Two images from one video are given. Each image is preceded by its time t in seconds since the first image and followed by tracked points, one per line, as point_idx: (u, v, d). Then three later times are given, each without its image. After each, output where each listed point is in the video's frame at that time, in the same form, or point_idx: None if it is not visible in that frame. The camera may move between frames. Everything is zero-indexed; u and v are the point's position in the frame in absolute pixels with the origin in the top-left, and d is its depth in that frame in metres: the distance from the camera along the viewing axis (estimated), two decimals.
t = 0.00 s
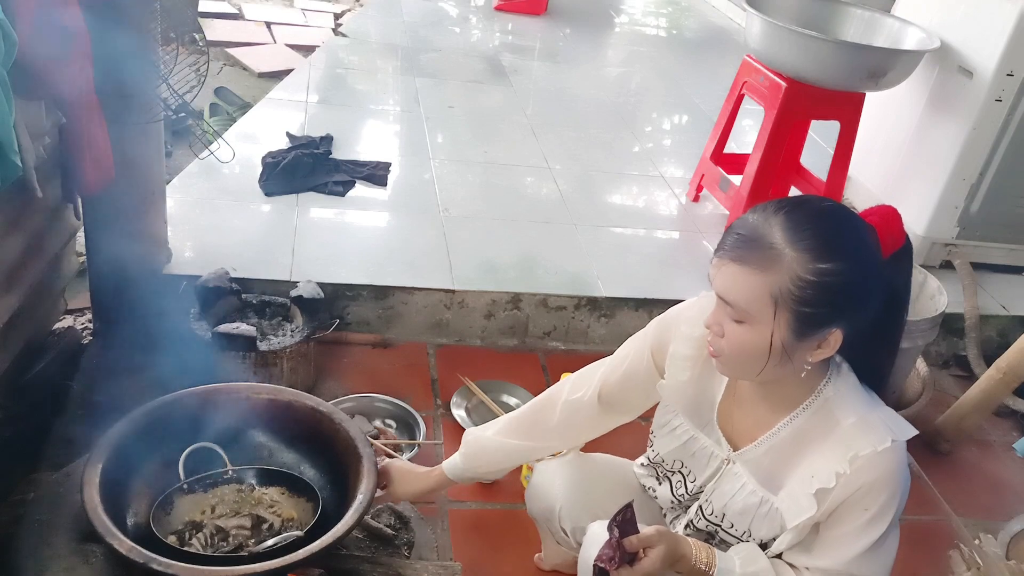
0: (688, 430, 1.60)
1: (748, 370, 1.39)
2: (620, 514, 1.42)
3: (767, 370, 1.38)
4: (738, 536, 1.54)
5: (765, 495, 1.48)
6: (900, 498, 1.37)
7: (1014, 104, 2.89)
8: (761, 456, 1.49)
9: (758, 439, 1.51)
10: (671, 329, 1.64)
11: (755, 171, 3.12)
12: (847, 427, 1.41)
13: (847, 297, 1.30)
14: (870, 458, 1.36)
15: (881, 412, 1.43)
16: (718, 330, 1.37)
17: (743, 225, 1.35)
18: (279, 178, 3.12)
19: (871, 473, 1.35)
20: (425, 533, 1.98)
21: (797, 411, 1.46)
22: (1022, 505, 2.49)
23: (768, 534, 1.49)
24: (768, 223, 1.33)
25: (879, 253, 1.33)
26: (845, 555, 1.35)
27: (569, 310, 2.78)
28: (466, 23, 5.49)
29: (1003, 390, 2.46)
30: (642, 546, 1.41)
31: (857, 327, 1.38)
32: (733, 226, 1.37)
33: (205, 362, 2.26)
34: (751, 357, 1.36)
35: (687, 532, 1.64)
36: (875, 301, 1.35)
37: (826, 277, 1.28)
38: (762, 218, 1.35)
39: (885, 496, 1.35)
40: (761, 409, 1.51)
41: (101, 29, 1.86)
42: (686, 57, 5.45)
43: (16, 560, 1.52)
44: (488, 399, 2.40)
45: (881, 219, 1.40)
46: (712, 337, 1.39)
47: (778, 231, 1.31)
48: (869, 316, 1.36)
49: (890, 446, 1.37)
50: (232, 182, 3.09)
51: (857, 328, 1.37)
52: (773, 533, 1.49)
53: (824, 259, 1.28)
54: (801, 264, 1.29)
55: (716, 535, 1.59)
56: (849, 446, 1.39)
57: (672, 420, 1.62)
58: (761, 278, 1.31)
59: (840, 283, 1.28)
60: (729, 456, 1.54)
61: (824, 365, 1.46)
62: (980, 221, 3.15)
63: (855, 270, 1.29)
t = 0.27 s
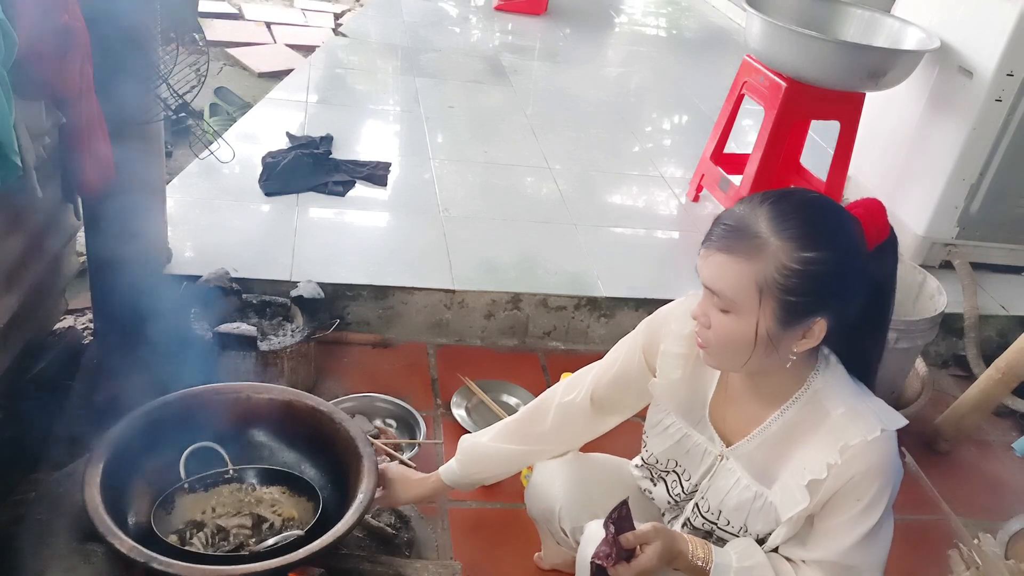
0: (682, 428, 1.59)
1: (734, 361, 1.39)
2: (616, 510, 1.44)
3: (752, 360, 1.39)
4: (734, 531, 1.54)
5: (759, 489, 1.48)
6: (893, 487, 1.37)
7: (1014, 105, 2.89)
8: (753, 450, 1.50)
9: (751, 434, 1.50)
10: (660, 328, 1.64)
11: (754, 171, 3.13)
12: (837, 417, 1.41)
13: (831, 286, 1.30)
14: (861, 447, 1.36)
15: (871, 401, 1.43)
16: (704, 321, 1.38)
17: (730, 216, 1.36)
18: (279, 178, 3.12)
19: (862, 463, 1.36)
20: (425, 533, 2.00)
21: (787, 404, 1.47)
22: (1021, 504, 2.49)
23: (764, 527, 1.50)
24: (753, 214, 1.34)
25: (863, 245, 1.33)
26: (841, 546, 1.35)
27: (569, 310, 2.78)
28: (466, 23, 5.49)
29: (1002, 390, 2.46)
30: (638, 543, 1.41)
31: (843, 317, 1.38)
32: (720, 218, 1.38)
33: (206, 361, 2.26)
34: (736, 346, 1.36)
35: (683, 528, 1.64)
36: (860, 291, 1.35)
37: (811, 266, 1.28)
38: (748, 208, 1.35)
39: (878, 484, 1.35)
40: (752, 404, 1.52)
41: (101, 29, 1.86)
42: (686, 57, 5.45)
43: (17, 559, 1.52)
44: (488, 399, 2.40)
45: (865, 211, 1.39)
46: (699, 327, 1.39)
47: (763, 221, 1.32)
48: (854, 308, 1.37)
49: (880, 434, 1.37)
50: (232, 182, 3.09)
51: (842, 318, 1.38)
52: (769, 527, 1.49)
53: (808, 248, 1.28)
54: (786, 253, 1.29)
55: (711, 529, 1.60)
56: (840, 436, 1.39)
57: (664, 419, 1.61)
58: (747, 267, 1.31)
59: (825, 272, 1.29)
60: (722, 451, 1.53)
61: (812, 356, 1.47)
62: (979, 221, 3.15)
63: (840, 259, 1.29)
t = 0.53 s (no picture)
0: (678, 428, 1.58)
1: (727, 355, 1.38)
2: (610, 509, 1.45)
3: (745, 355, 1.38)
4: (732, 530, 1.53)
5: (755, 488, 1.47)
6: (890, 481, 1.37)
7: (1015, 105, 2.89)
8: (749, 448, 1.48)
9: (747, 431, 1.50)
10: (656, 328, 1.63)
11: (755, 171, 3.12)
12: (832, 412, 1.40)
13: (823, 279, 1.30)
14: (856, 442, 1.36)
15: (866, 396, 1.42)
16: (697, 315, 1.37)
17: (722, 210, 1.36)
18: (279, 178, 3.12)
19: (859, 457, 1.35)
20: (426, 534, 2.00)
21: (782, 401, 1.46)
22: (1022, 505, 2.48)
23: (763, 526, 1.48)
24: (746, 207, 1.33)
25: (855, 239, 1.33)
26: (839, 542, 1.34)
27: (569, 311, 2.77)
28: (466, 23, 5.48)
29: (1003, 390, 2.45)
30: (632, 542, 1.41)
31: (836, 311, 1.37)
32: (713, 212, 1.37)
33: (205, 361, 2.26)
34: (729, 340, 1.35)
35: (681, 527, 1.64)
36: (853, 284, 1.35)
37: (803, 259, 1.28)
38: (741, 202, 1.35)
39: (875, 478, 1.35)
40: (748, 402, 1.51)
41: (100, 29, 1.85)
42: (687, 57, 5.44)
43: (16, 560, 1.51)
44: (488, 399, 2.40)
45: (857, 205, 1.41)
46: (692, 322, 1.39)
47: (756, 214, 1.31)
48: (846, 302, 1.36)
49: (875, 429, 1.36)
50: (232, 182, 3.09)
51: (835, 312, 1.37)
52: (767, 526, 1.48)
53: (801, 240, 1.28)
54: (778, 246, 1.29)
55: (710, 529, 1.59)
56: (836, 432, 1.38)
57: (661, 419, 1.60)
58: (739, 260, 1.30)
59: (817, 265, 1.28)
60: (720, 450, 1.52)
61: (806, 351, 1.46)
62: (980, 221, 3.15)
63: (832, 253, 1.29)
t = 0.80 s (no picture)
0: (677, 427, 1.58)
1: (725, 357, 1.38)
2: (609, 509, 1.45)
3: (744, 356, 1.38)
4: (731, 529, 1.53)
5: (753, 488, 1.47)
6: (888, 480, 1.37)
7: (1015, 105, 2.89)
8: (747, 446, 1.48)
9: (745, 430, 1.49)
10: (656, 328, 1.63)
11: (755, 170, 3.12)
12: (830, 411, 1.40)
13: (820, 280, 1.30)
14: (854, 441, 1.36)
15: (864, 395, 1.42)
16: (695, 317, 1.37)
17: (718, 212, 1.35)
18: (279, 178, 3.12)
19: (856, 457, 1.35)
20: (426, 535, 2.00)
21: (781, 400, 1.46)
22: (1022, 505, 2.48)
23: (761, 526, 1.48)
24: (742, 209, 1.33)
25: (851, 237, 1.33)
26: (837, 541, 1.34)
27: (569, 311, 2.77)
28: (466, 23, 5.48)
29: (1003, 390, 2.45)
30: (631, 542, 1.41)
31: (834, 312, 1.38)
32: (708, 214, 1.37)
33: (205, 361, 2.26)
34: (727, 342, 1.35)
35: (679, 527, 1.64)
36: (849, 284, 1.35)
37: (800, 260, 1.28)
38: (736, 204, 1.35)
39: (873, 478, 1.35)
40: (746, 400, 1.50)
41: (100, 29, 1.85)
42: (687, 57, 5.44)
43: (16, 560, 1.51)
44: (488, 399, 2.40)
45: (852, 204, 1.39)
46: (690, 324, 1.39)
47: (751, 216, 1.31)
48: (843, 302, 1.37)
49: (873, 428, 1.36)
50: (232, 182, 3.09)
51: (833, 312, 1.37)
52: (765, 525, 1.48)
53: (797, 241, 1.28)
54: (775, 247, 1.29)
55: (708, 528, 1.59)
56: (834, 431, 1.38)
57: (660, 418, 1.60)
58: (735, 262, 1.30)
59: (813, 266, 1.28)
60: (718, 449, 1.52)
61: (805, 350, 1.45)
62: (980, 221, 3.15)
63: (828, 253, 1.29)
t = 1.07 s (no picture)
0: (680, 430, 1.58)
1: (733, 371, 1.38)
2: (609, 515, 1.44)
3: (752, 370, 1.38)
4: (731, 534, 1.53)
5: (755, 493, 1.48)
6: (890, 490, 1.37)
7: (1015, 105, 2.89)
8: (750, 453, 1.49)
9: (748, 436, 1.50)
10: (660, 330, 1.63)
11: (755, 170, 3.12)
12: (834, 421, 1.40)
13: (827, 295, 1.30)
14: (858, 452, 1.36)
15: (869, 404, 1.42)
16: (701, 332, 1.37)
17: (722, 227, 1.35)
18: (279, 178, 3.12)
19: (860, 467, 1.35)
20: (425, 534, 1.99)
21: (785, 408, 1.46)
22: (1022, 504, 2.48)
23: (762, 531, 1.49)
24: (746, 225, 1.32)
25: (856, 249, 1.32)
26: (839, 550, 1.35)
27: (569, 311, 2.77)
28: (466, 23, 5.48)
29: (1003, 390, 2.45)
30: (631, 548, 1.40)
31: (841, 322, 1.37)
32: (711, 229, 1.36)
33: (205, 361, 2.26)
34: (735, 358, 1.36)
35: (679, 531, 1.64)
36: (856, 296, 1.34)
37: (807, 277, 1.28)
38: (739, 219, 1.34)
39: (876, 488, 1.35)
40: (750, 406, 1.51)
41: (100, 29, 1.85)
42: (687, 57, 5.44)
43: (16, 560, 1.51)
44: (489, 399, 2.40)
45: (855, 212, 1.38)
46: (696, 339, 1.39)
47: (756, 232, 1.31)
48: (849, 313, 1.36)
49: (877, 438, 1.37)
50: (232, 182, 3.09)
51: (839, 323, 1.37)
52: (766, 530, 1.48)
53: (803, 258, 1.27)
54: (781, 265, 1.28)
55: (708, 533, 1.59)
56: (838, 440, 1.38)
57: (664, 421, 1.60)
58: (741, 280, 1.30)
59: (820, 283, 1.28)
60: (720, 454, 1.52)
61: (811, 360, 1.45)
62: (980, 221, 3.15)
63: (834, 268, 1.29)
